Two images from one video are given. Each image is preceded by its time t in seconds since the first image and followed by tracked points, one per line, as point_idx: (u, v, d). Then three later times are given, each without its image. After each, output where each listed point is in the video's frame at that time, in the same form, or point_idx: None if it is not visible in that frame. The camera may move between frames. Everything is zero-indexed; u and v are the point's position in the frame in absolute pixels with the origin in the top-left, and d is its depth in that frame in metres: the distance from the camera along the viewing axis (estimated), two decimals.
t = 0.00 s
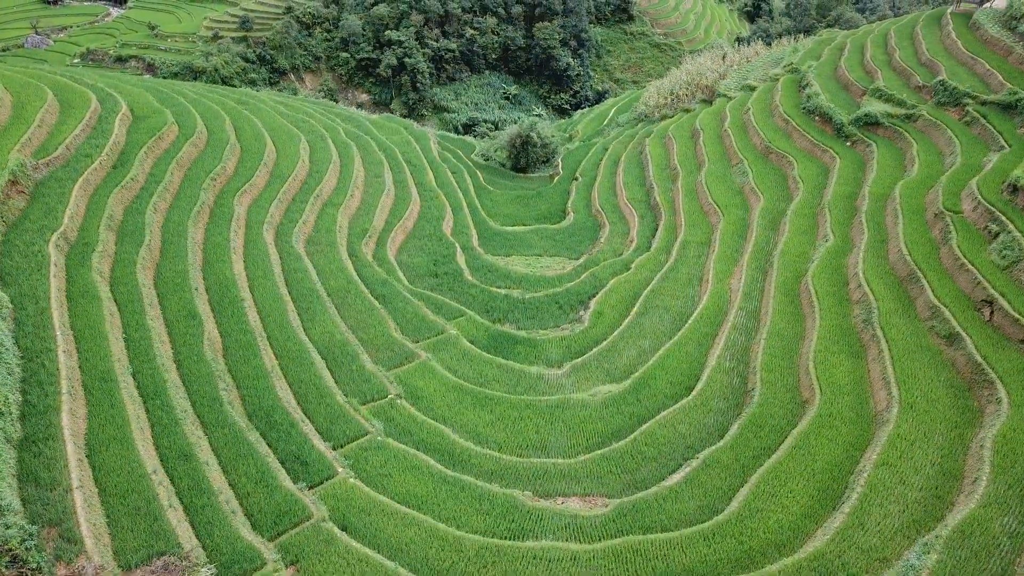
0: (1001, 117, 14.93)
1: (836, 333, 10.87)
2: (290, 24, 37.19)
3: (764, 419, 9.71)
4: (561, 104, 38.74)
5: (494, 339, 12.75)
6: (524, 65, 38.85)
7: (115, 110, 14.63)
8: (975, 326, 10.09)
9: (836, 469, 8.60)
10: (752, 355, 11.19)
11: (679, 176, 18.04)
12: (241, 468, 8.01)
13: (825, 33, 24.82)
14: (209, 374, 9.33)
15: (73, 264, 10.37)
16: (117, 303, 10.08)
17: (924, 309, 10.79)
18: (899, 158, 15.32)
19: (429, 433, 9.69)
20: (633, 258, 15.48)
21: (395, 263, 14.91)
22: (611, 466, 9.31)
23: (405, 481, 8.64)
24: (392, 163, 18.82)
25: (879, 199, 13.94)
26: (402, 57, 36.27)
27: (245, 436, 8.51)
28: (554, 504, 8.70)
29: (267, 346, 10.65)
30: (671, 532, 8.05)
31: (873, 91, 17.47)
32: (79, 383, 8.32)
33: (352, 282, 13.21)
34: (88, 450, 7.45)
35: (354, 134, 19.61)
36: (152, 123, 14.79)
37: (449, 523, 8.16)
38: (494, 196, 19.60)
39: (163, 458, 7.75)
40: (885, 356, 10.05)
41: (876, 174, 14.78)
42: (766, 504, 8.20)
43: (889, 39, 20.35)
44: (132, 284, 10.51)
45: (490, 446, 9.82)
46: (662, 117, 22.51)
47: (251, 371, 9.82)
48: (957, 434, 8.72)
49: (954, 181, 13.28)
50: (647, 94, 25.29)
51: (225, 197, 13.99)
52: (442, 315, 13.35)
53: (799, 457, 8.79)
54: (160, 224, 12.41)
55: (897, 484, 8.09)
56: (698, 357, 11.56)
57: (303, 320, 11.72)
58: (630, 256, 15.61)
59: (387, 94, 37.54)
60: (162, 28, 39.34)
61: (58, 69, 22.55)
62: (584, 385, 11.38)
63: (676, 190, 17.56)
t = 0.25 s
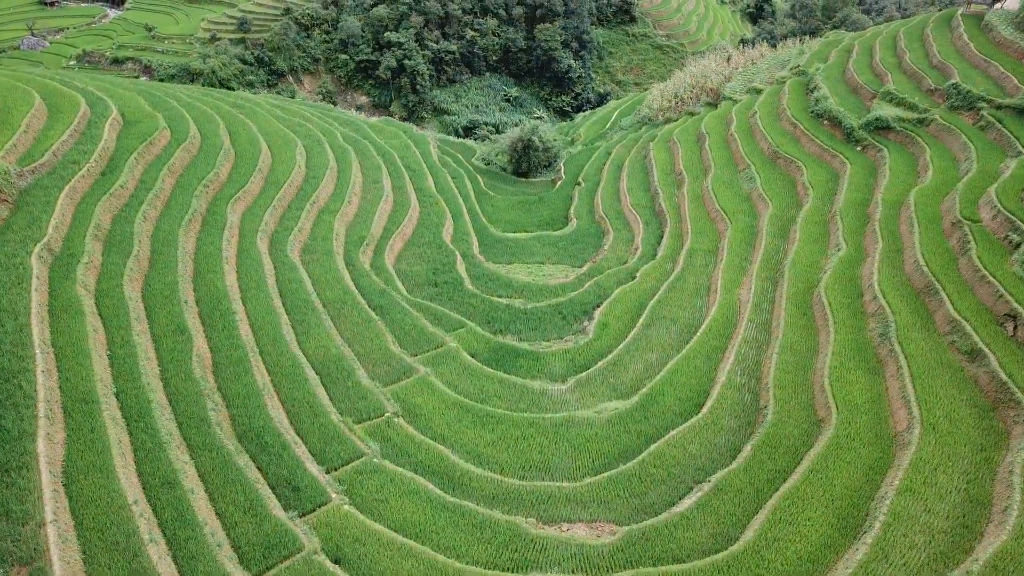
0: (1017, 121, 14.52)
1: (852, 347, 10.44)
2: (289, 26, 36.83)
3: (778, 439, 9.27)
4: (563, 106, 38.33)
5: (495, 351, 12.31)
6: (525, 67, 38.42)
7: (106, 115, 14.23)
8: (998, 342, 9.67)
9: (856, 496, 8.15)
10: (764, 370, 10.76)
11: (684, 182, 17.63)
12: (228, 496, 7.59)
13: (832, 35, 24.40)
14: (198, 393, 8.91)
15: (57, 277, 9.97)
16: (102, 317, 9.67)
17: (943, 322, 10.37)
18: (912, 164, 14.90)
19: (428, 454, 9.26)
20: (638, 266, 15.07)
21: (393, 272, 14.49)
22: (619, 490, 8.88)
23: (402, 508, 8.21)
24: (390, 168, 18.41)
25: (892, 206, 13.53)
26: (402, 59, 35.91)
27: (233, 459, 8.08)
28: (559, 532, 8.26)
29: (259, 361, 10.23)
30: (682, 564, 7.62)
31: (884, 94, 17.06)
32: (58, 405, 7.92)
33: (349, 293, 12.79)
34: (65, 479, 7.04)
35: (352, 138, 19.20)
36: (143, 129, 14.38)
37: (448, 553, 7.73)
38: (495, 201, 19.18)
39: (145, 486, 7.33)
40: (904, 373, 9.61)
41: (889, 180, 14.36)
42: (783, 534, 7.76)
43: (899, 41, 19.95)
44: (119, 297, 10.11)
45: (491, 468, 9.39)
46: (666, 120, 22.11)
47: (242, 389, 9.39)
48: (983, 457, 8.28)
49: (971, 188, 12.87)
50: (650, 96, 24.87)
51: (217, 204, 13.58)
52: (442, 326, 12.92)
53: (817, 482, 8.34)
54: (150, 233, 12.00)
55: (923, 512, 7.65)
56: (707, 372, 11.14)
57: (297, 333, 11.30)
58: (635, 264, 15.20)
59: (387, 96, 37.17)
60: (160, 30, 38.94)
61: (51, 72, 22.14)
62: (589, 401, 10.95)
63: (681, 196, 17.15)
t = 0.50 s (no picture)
0: None
1: (869, 364, 9.98)
2: (287, 27, 36.49)
3: (793, 463, 8.82)
4: (564, 109, 37.83)
5: (495, 365, 11.84)
6: (526, 68, 37.98)
7: (94, 120, 13.78)
8: None
9: (879, 525, 7.70)
10: (776, 387, 10.31)
11: (690, 188, 17.18)
12: (213, 529, 7.15)
13: (839, 37, 23.97)
14: (183, 414, 8.47)
15: (37, 292, 9.53)
16: (84, 334, 9.22)
17: (964, 338, 9.92)
18: (926, 170, 14.46)
19: (425, 478, 8.82)
20: (644, 275, 14.61)
21: (391, 282, 14.05)
22: (626, 517, 8.42)
23: (397, 539, 7.75)
24: (388, 173, 17.98)
25: (906, 214, 13.08)
26: (401, 61, 35.55)
27: (219, 487, 7.64)
28: (563, 564, 7.81)
29: (249, 378, 9.79)
30: None
31: (895, 98, 16.62)
32: (33, 430, 7.49)
33: (344, 304, 12.35)
34: (37, 513, 6.60)
35: (349, 142, 18.77)
36: (133, 133, 13.94)
37: None
38: (495, 207, 18.74)
39: (123, 519, 6.90)
40: (925, 392, 9.16)
41: (902, 187, 13.92)
42: (802, 567, 7.31)
43: (909, 43, 19.52)
44: (103, 311, 9.67)
45: (491, 492, 8.95)
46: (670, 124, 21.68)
47: (230, 410, 8.94)
48: (1012, 484, 7.84)
49: (989, 196, 12.42)
50: (654, 99, 24.42)
51: (209, 212, 13.13)
52: (441, 339, 12.46)
53: (837, 510, 7.89)
54: (137, 244, 11.55)
55: (951, 545, 7.19)
56: (717, 390, 10.69)
57: (290, 348, 10.85)
58: (640, 273, 14.75)
59: (386, 98, 36.73)
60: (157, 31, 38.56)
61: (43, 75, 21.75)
62: (594, 419, 10.49)
63: (687, 202, 16.71)
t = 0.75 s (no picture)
0: None
1: (888, 384, 9.50)
2: (285, 29, 36.13)
3: (810, 491, 8.35)
4: (565, 111, 37.32)
5: (496, 382, 11.35)
6: (526, 71, 37.53)
7: (79, 125, 13.32)
8: None
9: (904, 561, 7.22)
10: (790, 407, 9.83)
11: (696, 194, 16.70)
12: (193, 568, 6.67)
13: (846, 39, 23.51)
14: (165, 441, 8.00)
15: (15, 308, 9.09)
16: (63, 353, 8.78)
17: (988, 356, 9.45)
18: (941, 176, 13.99)
19: (421, 507, 8.34)
20: (649, 286, 14.14)
21: (387, 293, 13.58)
22: (633, 549, 7.95)
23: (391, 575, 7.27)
24: (386, 179, 17.52)
25: (923, 224, 12.60)
26: (400, 63, 35.21)
27: (201, 521, 7.17)
28: None
29: (237, 399, 9.32)
30: None
31: (907, 102, 16.16)
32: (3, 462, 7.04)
33: (338, 317, 11.86)
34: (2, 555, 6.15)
35: (346, 147, 18.33)
36: (121, 139, 13.49)
37: None
38: (496, 214, 18.26)
39: (96, 559, 6.43)
40: (949, 415, 8.69)
41: (916, 195, 13.45)
42: None
43: (919, 46, 19.05)
44: (84, 329, 9.22)
45: (491, 522, 8.47)
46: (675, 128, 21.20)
47: (215, 434, 8.47)
48: None
49: (1009, 205, 11.94)
50: (658, 102, 23.92)
51: (199, 221, 12.68)
52: (439, 354, 11.96)
53: (858, 545, 7.42)
54: (122, 255, 11.09)
55: None
56: (728, 409, 10.22)
57: (282, 365, 10.39)
58: (645, 284, 14.28)
59: (386, 101, 36.47)
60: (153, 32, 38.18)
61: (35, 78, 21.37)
62: (599, 440, 10.02)
63: (693, 210, 16.25)
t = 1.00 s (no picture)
0: None
1: (910, 406, 9.01)
2: (282, 30, 35.67)
3: (830, 523, 7.85)
4: (566, 114, 36.81)
5: (496, 400, 10.85)
6: (527, 72, 37.06)
7: (64, 131, 12.83)
8: None
9: None
10: (806, 430, 9.34)
11: (702, 201, 16.22)
12: None
13: (854, 41, 23.03)
14: (143, 471, 7.52)
15: None
16: (38, 376, 8.29)
17: (1016, 377, 8.96)
18: (957, 184, 13.51)
19: (417, 540, 7.84)
20: (655, 297, 13.66)
21: (384, 305, 13.08)
22: None
23: None
24: (383, 185, 17.05)
25: (939, 235, 12.12)
26: (398, 65, 34.78)
27: (179, 562, 6.68)
28: None
29: (224, 422, 8.83)
30: None
31: (921, 107, 15.69)
32: None
33: (332, 332, 11.38)
34: None
35: (342, 152, 17.84)
36: (107, 146, 13.01)
37: None
38: (496, 221, 17.79)
39: None
40: (977, 441, 8.19)
41: (932, 204, 12.96)
42: None
43: (931, 48, 18.58)
44: (61, 349, 8.73)
45: (491, 555, 7.98)
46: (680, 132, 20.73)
47: (199, 462, 8.00)
48: None
49: None
50: (662, 106, 23.44)
51: (187, 231, 12.19)
52: (437, 370, 11.47)
53: None
54: (105, 269, 10.60)
55: None
56: (740, 431, 9.73)
57: (272, 385, 9.90)
58: (651, 295, 13.79)
59: (385, 103, 36.04)
60: (149, 34, 37.73)
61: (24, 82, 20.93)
62: (605, 464, 9.52)
63: (699, 217, 15.76)
